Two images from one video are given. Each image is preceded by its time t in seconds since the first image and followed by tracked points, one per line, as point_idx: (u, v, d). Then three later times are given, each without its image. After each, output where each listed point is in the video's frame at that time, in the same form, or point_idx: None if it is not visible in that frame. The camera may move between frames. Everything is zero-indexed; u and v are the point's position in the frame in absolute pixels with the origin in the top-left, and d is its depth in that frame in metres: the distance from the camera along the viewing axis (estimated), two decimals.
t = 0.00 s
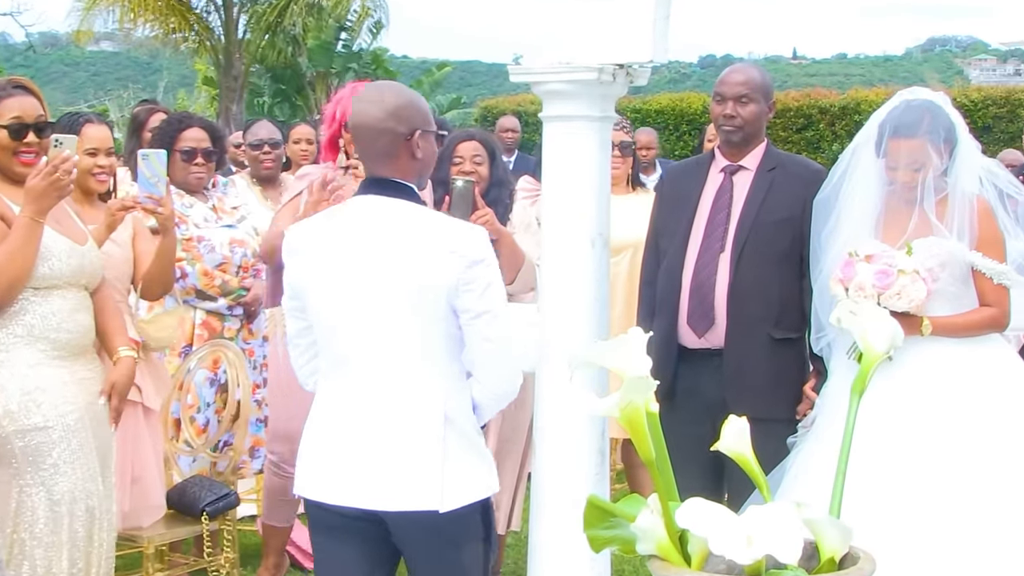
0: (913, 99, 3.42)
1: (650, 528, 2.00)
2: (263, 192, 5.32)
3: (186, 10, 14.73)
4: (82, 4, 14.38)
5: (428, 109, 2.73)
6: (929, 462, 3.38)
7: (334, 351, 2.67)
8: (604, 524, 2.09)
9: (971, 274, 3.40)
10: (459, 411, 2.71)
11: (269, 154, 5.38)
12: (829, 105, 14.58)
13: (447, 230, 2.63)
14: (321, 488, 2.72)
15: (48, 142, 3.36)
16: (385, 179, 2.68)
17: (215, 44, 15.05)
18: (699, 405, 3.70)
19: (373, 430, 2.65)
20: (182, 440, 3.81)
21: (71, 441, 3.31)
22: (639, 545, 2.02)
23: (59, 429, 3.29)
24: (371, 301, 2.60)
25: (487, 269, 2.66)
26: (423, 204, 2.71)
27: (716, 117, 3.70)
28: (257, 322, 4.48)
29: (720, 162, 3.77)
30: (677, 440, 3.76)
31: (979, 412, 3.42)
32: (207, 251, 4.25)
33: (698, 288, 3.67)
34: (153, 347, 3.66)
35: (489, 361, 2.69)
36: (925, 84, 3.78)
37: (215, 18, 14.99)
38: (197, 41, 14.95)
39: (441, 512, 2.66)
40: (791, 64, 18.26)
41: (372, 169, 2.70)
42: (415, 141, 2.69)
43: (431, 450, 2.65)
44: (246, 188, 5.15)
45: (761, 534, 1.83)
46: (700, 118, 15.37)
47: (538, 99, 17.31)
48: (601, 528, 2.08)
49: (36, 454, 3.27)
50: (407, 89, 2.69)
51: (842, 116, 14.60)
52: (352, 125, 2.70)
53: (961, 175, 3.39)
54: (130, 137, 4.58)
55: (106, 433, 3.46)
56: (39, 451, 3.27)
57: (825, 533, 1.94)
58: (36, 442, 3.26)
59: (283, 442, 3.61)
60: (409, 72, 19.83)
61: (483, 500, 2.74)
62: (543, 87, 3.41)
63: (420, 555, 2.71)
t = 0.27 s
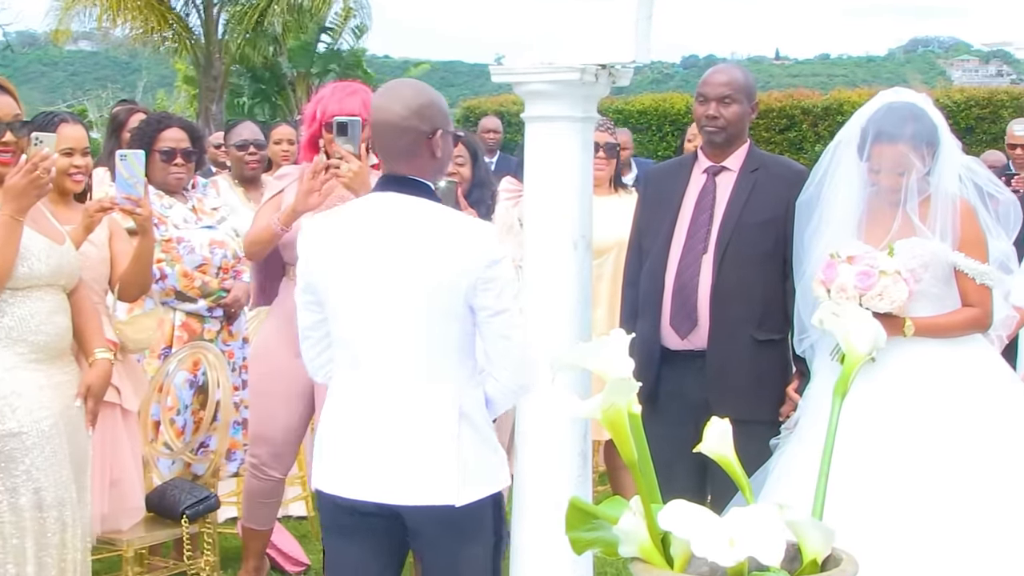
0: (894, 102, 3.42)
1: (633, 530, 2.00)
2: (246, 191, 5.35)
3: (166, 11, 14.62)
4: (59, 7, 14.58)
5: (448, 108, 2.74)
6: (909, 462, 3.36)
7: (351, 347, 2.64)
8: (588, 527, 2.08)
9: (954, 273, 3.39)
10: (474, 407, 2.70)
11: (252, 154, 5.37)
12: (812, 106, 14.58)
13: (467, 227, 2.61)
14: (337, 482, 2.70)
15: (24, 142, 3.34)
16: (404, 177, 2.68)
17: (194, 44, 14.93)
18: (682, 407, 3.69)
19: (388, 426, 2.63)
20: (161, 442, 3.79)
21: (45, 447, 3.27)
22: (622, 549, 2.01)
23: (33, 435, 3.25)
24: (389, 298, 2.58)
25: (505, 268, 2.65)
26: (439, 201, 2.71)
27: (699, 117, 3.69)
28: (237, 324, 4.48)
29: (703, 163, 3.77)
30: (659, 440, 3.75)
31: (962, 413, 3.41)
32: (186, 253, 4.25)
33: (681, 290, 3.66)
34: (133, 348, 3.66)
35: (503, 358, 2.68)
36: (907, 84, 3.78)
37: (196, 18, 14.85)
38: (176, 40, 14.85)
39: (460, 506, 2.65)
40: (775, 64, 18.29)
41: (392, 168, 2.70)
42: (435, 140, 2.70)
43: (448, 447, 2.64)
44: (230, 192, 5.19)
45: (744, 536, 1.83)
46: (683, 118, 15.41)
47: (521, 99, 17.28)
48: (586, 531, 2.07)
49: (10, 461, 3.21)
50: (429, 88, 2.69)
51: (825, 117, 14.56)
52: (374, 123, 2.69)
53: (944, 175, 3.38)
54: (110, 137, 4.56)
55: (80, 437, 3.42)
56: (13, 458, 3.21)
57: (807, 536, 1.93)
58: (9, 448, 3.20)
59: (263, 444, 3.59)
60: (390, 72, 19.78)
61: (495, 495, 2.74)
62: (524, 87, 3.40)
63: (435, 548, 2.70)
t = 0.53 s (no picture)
0: (869, 105, 3.42)
1: (609, 532, 1.87)
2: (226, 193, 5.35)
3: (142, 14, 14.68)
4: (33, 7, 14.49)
5: (473, 111, 2.79)
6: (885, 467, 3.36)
7: (367, 341, 2.67)
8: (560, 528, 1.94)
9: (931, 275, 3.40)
10: (484, 406, 2.74)
11: (235, 156, 5.38)
12: (787, 108, 14.67)
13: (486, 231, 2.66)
14: (344, 470, 2.74)
15: None
16: (427, 177, 2.72)
17: (171, 45, 15.00)
18: (659, 409, 3.69)
19: (399, 421, 2.66)
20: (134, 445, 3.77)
21: (9, 454, 3.22)
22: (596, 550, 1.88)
23: None
24: (408, 295, 2.61)
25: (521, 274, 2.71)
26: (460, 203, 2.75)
27: (675, 119, 3.70)
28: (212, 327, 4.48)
29: (679, 165, 3.77)
30: (635, 442, 3.75)
31: (937, 412, 3.41)
32: (161, 255, 4.22)
33: (657, 292, 3.66)
34: (105, 350, 3.64)
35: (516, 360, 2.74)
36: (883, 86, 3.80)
37: (170, 19, 14.96)
38: (152, 39, 14.87)
39: (469, 502, 2.70)
40: (753, 66, 18.41)
41: (415, 167, 2.74)
42: (459, 141, 2.74)
43: (458, 444, 2.68)
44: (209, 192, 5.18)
45: (720, 538, 1.73)
46: (659, 118, 15.54)
47: (497, 103, 17.33)
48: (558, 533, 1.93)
49: None
50: (455, 90, 2.74)
51: (800, 119, 14.70)
52: (401, 122, 2.74)
53: (919, 177, 3.40)
54: (84, 137, 4.56)
55: (48, 441, 3.37)
56: None
57: (783, 536, 1.82)
58: None
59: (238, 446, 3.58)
60: (367, 72, 19.78)
61: (498, 495, 2.79)
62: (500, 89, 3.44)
63: (439, 544, 2.73)
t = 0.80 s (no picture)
0: (853, 105, 3.41)
1: (593, 535, 1.79)
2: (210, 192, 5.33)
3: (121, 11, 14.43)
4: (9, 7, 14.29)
5: (482, 114, 2.78)
6: (868, 467, 3.33)
7: (367, 340, 2.67)
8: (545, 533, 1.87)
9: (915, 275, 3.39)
10: (483, 407, 2.74)
11: (220, 157, 5.38)
12: (771, 108, 14.76)
13: (490, 233, 2.66)
14: (342, 467, 2.75)
15: None
16: (436, 177, 2.70)
17: (150, 44, 14.79)
18: (643, 411, 3.67)
19: (399, 420, 2.66)
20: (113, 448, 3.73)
21: None
22: (580, 553, 1.81)
23: None
24: (411, 294, 2.61)
25: (524, 277, 2.69)
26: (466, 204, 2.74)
27: (659, 120, 3.67)
28: (192, 329, 4.45)
29: (663, 166, 3.75)
30: (619, 444, 3.73)
31: (921, 417, 3.37)
32: (141, 255, 4.17)
33: (641, 294, 3.64)
34: (82, 351, 3.65)
35: (514, 362, 2.73)
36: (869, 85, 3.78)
37: (150, 19, 14.77)
38: (133, 40, 14.61)
39: (465, 501, 2.71)
40: (738, 68, 18.52)
41: (422, 166, 2.72)
42: (470, 144, 2.73)
43: (457, 444, 2.68)
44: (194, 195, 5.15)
45: (704, 540, 1.64)
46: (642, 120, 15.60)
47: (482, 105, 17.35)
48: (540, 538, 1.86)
49: None
50: (468, 93, 2.74)
51: (785, 119, 14.79)
52: (413, 121, 2.72)
53: (903, 177, 3.39)
54: (63, 137, 4.53)
55: (21, 442, 3.31)
56: None
57: (768, 539, 1.72)
58: None
59: (218, 449, 3.56)
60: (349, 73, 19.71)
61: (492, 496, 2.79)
62: (483, 90, 3.48)
63: (434, 544, 2.75)
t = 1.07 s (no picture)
0: (843, 103, 3.34)
1: (579, 542, 1.67)
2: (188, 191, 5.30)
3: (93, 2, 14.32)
4: None
5: (484, 116, 2.83)
6: (859, 476, 3.25)
7: (365, 338, 2.70)
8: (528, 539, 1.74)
9: (909, 277, 3.32)
10: (479, 409, 2.76)
11: (201, 155, 5.37)
12: (761, 105, 14.76)
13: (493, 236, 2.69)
14: (336, 465, 2.76)
15: None
16: (438, 176, 2.73)
17: (124, 40, 14.77)
18: (631, 415, 3.59)
19: (395, 419, 2.68)
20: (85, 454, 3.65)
21: None
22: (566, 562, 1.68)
23: None
24: (410, 293, 2.64)
25: (525, 281, 2.73)
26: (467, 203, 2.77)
27: (645, 118, 3.60)
28: (167, 332, 4.38)
29: (650, 164, 3.68)
30: (607, 449, 3.66)
31: (913, 422, 3.30)
32: (115, 256, 4.10)
33: (628, 295, 3.56)
34: (53, 354, 3.52)
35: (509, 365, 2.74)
36: (858, 83, 3.74)
37: (123, 16, 14.78)
38: (103, 35, 14.61)
39: (455, 506, 2.71)
40: (726, 68, 18.56)
41: (424, 165, 2.75)
42: (473, 145, 2.77)
43: (452, 443, 2.70)
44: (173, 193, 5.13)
45: (693, 548, 1.53)
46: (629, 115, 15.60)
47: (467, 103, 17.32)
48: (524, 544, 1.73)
49: None
50: (472, 94, 2.78)
51: (774, 116, 14.83)
52: (417, 121, 2.75)
53: (894, 177, 3.32)
54: (35, 135, 4.46)
55: None
56: None
57: (757, 546, 1.59)
58: None
59: (194, 455, 3.49)
60: (326, 71, 19.83)
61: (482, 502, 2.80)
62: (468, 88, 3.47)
63: (422, 551, 2.74)
